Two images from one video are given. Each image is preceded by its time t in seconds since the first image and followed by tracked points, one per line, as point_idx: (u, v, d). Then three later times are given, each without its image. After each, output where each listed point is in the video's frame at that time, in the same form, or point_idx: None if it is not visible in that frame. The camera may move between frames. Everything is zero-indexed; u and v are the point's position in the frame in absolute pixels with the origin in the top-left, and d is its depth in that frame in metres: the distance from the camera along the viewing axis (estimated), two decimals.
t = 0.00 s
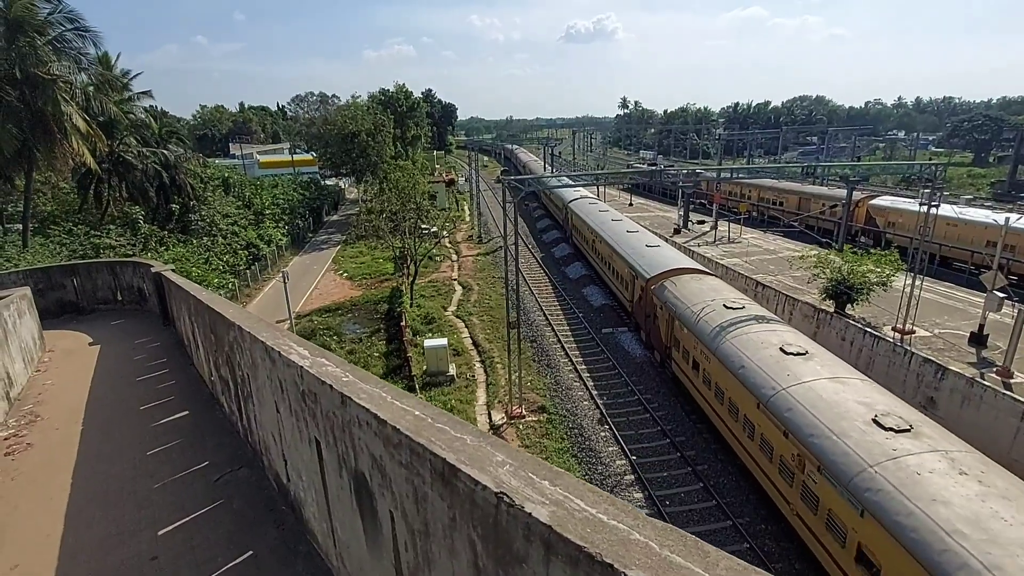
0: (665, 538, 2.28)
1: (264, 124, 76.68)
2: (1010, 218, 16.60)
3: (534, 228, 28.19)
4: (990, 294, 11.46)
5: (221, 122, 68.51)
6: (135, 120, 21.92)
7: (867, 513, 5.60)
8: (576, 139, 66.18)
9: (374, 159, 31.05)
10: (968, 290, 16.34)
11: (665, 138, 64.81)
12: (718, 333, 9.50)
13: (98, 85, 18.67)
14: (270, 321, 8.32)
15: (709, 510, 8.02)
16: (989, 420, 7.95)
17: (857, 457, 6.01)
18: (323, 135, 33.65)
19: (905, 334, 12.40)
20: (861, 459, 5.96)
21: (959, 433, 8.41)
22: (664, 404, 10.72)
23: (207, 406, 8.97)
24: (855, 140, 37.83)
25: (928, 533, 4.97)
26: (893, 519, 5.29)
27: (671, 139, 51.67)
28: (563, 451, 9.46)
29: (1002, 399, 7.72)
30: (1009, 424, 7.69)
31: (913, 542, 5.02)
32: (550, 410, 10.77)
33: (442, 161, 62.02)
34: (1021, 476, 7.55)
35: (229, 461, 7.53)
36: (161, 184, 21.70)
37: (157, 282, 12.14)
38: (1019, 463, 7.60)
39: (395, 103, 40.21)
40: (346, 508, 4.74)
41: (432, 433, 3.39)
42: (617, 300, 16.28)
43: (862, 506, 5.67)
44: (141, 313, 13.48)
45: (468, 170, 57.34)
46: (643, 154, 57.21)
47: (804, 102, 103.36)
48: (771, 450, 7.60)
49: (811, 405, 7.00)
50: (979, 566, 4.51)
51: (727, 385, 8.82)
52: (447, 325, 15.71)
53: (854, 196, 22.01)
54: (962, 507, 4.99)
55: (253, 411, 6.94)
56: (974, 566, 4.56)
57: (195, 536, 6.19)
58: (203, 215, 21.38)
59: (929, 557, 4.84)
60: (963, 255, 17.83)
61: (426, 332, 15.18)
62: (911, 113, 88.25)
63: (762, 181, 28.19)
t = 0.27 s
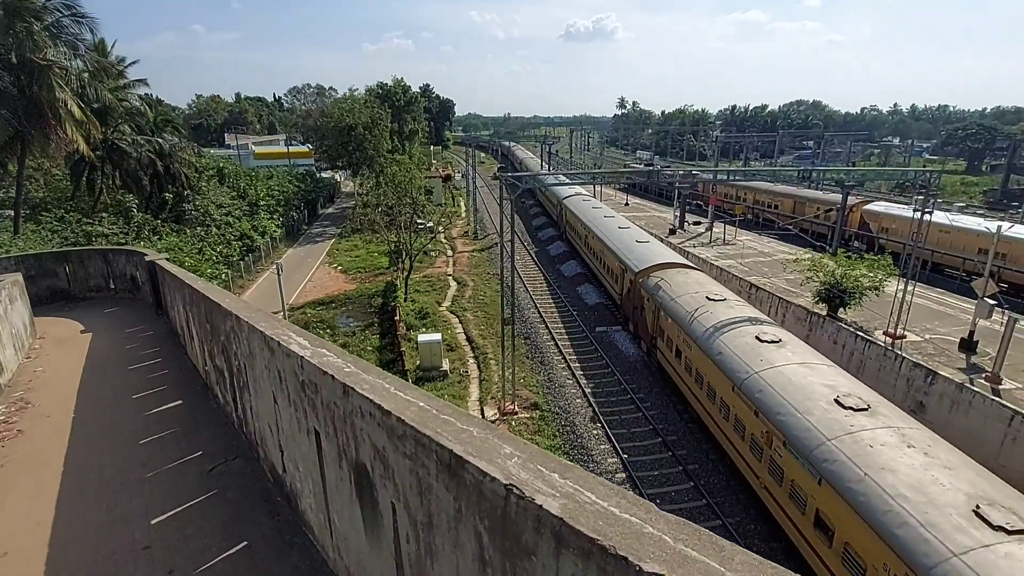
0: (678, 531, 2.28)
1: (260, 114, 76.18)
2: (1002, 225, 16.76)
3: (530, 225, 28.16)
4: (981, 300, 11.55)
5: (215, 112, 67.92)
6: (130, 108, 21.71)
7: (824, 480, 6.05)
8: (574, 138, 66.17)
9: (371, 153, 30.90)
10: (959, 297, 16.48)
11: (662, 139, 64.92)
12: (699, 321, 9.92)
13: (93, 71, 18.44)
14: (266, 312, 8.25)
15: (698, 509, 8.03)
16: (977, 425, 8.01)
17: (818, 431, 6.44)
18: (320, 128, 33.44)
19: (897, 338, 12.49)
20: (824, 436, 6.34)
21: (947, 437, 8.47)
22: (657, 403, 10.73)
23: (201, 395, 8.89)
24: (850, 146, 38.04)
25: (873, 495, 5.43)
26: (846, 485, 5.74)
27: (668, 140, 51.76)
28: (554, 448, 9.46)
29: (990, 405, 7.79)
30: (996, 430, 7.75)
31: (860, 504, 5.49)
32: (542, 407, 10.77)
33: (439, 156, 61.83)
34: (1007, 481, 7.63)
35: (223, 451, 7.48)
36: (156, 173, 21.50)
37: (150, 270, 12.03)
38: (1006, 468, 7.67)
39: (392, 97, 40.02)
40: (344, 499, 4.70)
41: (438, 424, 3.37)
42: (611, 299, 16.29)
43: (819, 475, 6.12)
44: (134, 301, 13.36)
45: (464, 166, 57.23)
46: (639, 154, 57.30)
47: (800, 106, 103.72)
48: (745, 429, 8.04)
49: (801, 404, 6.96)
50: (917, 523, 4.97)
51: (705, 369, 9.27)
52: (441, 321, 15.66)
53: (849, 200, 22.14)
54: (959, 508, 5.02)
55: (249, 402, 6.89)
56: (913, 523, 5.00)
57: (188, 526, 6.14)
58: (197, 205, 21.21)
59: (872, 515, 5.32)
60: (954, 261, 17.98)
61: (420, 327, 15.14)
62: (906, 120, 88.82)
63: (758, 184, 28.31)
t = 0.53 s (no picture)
0: (673, 525, 2.31)
1: (259, 109, 76.05)
2: (998, 230, 16.82)
3: (529, 224, 28.16)
4: (977, 305, 11.60)
5: (214, 106, 67.66)
6: (129, 101, 21.63)
7: (792, 453, 6.56)
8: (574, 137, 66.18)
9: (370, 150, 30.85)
10: (955, 301, 16.54)
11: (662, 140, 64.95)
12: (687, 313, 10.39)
13: (92, 63, 18.36)
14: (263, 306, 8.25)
15: (693, 509, 8.07)
16: (972, 429, 8.06)
17: (790, 411, 6.94)
18: (319, 123, 33.38)
19: (892, 341, 12.54)
20: (796, 415, 6.82)
21: (941, 440, 8.51)
22: (653, 403, 10.77)
23: (198, 389, 8.89)
24: (849, 149, 38.11)
25: (835, 465, 5.96)
26: (811, 458, 6.24)
27: (668, 141, 51.81)
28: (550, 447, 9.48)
29: (985, 409, 7.83)
30: (990, 434, 7.80)
31: (823, 473, 6.02)
32: (539, 406, 10.80)
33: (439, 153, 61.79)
34: (1000, 484, 7.67)
35: (220, 444, 7.49)
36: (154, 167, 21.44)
37: (148, 264, 12.01)
38: (999, 472, 7.72)
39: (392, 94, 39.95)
40: (340, 493, 4.72)
41: (435, 418, 3.39)
42: (609, 299, 16.30)
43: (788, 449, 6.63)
44: (131, 295, 13.33)
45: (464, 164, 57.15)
46: (638, 154, 57.32)
47: (800, 109, 103.79)
48: (725, 412, 8.54)
49: (796, 405, 6.96)
50: (872, 488, 5.49)
51: (691, 357, 9.76)
52: (439, 318, 15.68)
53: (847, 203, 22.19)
54: (951, 509, 5.06)
55: (246, 395, 6.89)
56: (869, 489, 5.52)
57: (184, 519, 6.14)
58: (196, 199, 21.16)
59: (834, 483, 5.84)
60: (951, 266, 18.05)
61: (418, 325, 15.15)
62: (904, 124, 89.02)
63: (757, 186, 28.36)
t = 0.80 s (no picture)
0: (659, 510, 2.33)
1: (257, 105, 75.88)
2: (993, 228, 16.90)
3: (526, 220, 28.15)
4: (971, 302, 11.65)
5: (211, 101, 67.33)
6: (125, 95, 21.54)
7: (765, 425, 7.10)
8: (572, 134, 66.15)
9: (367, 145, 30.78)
10: (949, 298, 16.62)
11: (659, 137, 64.94)
12: (676, 301, 10.92)
13: (87, 57, 18.30)
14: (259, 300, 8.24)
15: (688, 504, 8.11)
16: (964, 424, 8.12)
17: (764, 387, 7.47)
18: (316, 119, 33.27)
19: (887, 338, 12.60)
20: (770, 391, 7.35)
21: (934, 436, 8.57)
22: (649, 399, 10.81)
23: (193, 383, 8.89)
24: (846, 147, 38.16)
25: (802, 433, 6.50)
26: (781, 427, 6.80)
27: (666, 138, 51.83)
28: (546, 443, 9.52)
29: (977, 404, 7.89)
30: (982, 430, 7.86)
31: (791, 440, 6.56)
32: (536, 402, 10.83)
33: (437, 150, 61.70)
34: (992, 479, 7.73)
35: (215, 438, 7.49)
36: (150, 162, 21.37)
37: (144, 259, 11.98)
38: (991, 467, 7.77)
39: (390, 90, 39.83)
40: (334, 485, 4.74)
41: (427, 408, 3.40)
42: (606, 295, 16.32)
43: (761, 421, 7.18)
44: (126, 289, 13.30)
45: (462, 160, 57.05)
46: (636, 151, 57.32)
47: (797, 107, 103.86)
48: (707, 391, 9.10)
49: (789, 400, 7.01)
50: (832, 451, 6.03)
51: (676, 343, 10.33)
52: (436, 314, 15.69)
53: (843, 201, 22.24)
54: (938, 501, 5.12)
55: (241, 389, 6.90)
56: (830, 452, 6.08)
57: (178, 512, 6.16)
58: (191, 194, 21.10)
59: (800, 448, 6.38)
60: (945, 263, 18.14)
61: (415, 321, 15.16)
62: (902, 123, 89.15)
63: (754, 184, 28.41)
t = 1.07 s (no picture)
0: (653, 494, 2.38)
1: (252, 97, 75.36)
2: (987, 219, 16.98)
3: (524, 213, 28.14)
4: (965, 293, 11.73)
5: (206, 94, 66.83)
6: (118, 87, 21.36)
7: (742, 395, 7.70)
8: (569, 126, 65.92)
9: (363, 138, 30.65)
10: (944, 289, 16.71)
11: (657, 129, 64.79)
12: (664, 285, 11.47)
13: (79, 49, 18.17)
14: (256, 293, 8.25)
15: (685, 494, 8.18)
16: (957, 414, 8.20)
17: (743, 361, 8.06)
18: (312, 111, 33.09)
19: (881, 329, 12.69)
20: (748, 365, 7.94)
21: (927, 425, 8.66)
22: (646, 391, 10.88)
23: (191, 376, 8.91)
24: (843, 138, 38.15)
25: (775, 401, 7.11)
26: (756, 396, 7.39)
27: (663, 129, 51.71)
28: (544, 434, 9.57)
29: (970, 394, 7.97)
30: (975, 419, 7.94)
31: (765, 408, 7.16)
32: (533, 394, 10.89)
33: (433, 142, 61.44)
34: (983, 468, 7.82)
35: (214, 430, 7.53)
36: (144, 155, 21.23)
37: (140, 252, 11.95)
38: (983, 456, 7.87)
39: (386, 82, 39.60)
40: (333, 474, 4.77)
41: (424, 397, 3.43)
42: (604, 288, 16.36)
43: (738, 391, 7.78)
44: (122, 283, 13.27)
45: (458, 153, 56.85)
46: (633, 143, 57.18)
47: (794, 98, 103.68)
48: (690, 367, 9.72)
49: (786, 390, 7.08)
50: (802, 416, 6.63)
51: (664, 324, 10.91)
52: (433, 307, 15.71)
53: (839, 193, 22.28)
54: (928, 487, 5.20)
55: (239, 381, 6.92)
56: (799, 417, 6.70)
57: (178, 503, 6.20)
58: (187, 187, 21.01)
59: (773, 414, 6.99)
60: (940, 255, 18.23)
61: (412, 314, 15.18)
62: (899, 114, 89.06)
63: (750, 175, 28.42)
